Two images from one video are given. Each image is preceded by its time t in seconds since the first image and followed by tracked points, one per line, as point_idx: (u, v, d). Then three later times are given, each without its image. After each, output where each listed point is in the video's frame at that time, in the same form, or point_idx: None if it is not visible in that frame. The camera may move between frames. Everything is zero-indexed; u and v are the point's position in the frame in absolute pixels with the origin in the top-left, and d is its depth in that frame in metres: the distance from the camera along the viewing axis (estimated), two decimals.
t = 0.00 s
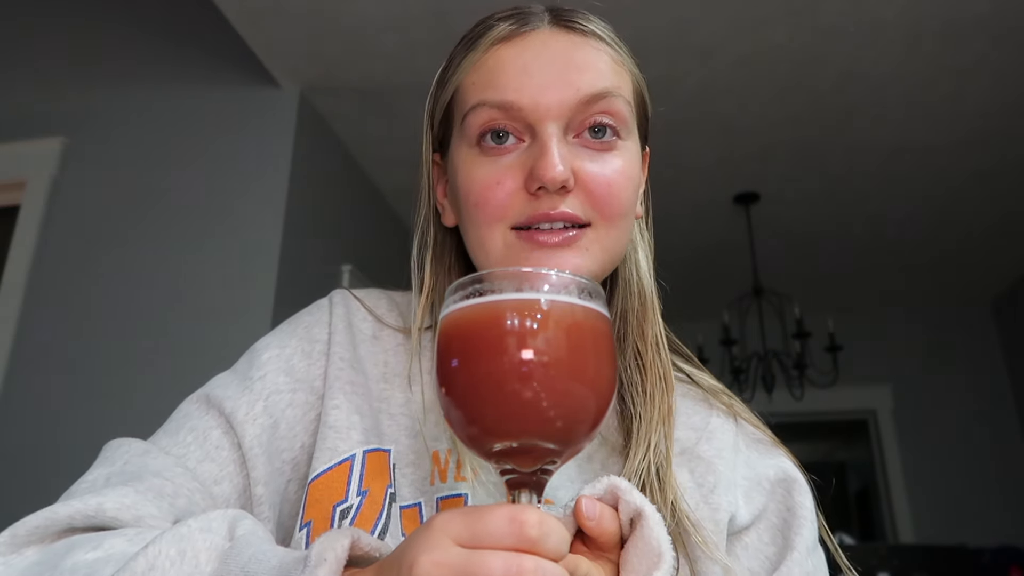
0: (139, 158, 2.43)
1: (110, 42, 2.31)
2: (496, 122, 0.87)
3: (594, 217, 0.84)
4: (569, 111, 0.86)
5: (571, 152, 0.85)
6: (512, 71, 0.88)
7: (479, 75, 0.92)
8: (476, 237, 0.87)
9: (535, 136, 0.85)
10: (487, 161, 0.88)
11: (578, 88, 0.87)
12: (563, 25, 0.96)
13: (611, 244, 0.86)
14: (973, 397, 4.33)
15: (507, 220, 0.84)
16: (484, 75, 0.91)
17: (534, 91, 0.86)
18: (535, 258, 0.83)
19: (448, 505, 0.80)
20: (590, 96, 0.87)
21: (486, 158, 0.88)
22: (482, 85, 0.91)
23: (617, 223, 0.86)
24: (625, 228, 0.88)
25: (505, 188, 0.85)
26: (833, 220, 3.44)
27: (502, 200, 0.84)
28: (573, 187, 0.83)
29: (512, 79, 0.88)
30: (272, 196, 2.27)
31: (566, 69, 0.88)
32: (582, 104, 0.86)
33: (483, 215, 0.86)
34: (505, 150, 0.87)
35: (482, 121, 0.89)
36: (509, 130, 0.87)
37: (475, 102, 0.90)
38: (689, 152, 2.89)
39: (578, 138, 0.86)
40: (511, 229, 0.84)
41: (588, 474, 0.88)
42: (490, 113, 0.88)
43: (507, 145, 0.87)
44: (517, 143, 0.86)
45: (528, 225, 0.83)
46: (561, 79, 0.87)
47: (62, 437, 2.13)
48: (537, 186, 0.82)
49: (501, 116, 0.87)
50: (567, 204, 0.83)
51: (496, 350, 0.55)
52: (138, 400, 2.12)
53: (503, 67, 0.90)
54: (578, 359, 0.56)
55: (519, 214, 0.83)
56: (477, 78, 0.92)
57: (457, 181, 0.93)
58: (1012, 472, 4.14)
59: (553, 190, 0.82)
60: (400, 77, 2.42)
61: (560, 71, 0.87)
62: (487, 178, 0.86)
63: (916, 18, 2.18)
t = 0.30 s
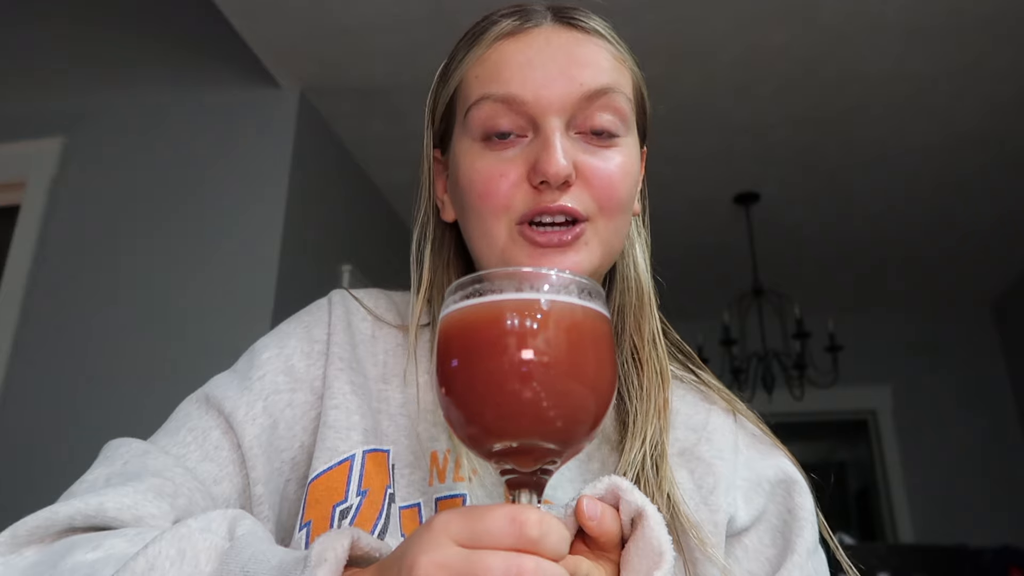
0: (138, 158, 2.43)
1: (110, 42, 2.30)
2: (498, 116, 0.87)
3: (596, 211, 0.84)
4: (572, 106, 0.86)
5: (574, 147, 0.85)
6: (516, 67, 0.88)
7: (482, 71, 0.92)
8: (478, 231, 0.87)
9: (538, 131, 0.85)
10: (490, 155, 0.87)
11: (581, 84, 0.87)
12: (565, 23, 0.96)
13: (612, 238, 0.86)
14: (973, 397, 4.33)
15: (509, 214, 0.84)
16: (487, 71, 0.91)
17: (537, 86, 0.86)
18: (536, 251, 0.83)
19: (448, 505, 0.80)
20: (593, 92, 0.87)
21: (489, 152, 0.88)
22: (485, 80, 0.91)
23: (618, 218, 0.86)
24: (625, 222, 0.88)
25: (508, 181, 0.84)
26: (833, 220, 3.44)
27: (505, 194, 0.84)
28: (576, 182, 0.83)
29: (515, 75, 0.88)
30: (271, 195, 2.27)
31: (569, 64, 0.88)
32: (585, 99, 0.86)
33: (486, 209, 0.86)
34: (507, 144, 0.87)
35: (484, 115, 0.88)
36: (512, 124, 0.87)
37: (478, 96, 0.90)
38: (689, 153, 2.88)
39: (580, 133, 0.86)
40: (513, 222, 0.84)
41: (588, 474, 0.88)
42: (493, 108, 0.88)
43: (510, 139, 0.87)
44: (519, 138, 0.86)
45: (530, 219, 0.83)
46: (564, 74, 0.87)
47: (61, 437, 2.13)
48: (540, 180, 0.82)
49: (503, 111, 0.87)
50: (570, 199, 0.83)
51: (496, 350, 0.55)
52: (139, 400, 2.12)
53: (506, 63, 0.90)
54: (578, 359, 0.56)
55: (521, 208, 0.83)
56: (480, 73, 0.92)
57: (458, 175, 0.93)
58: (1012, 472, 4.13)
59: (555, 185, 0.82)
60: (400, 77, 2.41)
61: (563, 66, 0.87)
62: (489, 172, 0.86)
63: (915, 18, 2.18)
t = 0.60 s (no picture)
0: (139, 158, 2.43)
1: (110, 42, 2.30)
2: (491, 137, 0.87)
3: (584, 239, 0.85)
4: (567, 130, 0.85)
5: (566, 174, 0.85)
6: (511, 88, 0.88)
7: (478, 88, 0.92)
8: (469, 252, 0.88)
9: (530, 156, 0.85)
10: (482, 177, 0.88)
11: (577, 108, 0.86)
12: (564, 38, 0.95)
13: (600, 264, 0.87)
14: (973, 397, 4.33)
15: (499, 240, 0.85)
16: (483, 90, 0.91)
17: (531, 109, 0.85)
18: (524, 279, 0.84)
19: (445, 507, 0.81)
20: (588, 116, 0.86)
21: (481, 174, 0.88)
22: (480, 99, 0.91)
23: (608, 245, 0.87)
24: (618, 246, 0.89)
25: (498, 206, 0.85)
26: (833, 220, 3.44)
27: (495, 218, 0.85)
28: (566, 209, 0.83)
29: (510, 96, 0.87)
30: (272, 195, 2.27)
31: (565, 86, 0.87)
32: (579, 124, 0.86)
33: (476, 232, 0.86)
34: (500, 167, 0.87)
35: (478, 135, 0.88)
36: (505, 147, 0.87)
37: (473, 116, 0.90)
38: (689, 153, 2.88)
39: (574, 158, 0.86)
40: (502, 247, 0.85)
41: (586, 478, 0.89)
42: (487, 129, 0.88)
43: (502, 162, 0.87)
44: (512, 161, 0.86)
45: (519, 245, 0.84)
46: (558, 98, 0.86)
47: (61, 437, 2.13)
48: (529, 208, 0.83)
49: (496, 134, 0.87)
50: (559, 227, 0.83)
51: (496, 350, 0.55)
52: (138, 400, 2.12)
53: (502, 83, 0.89)
54: (577, 360, 0.56)
55: (511, 234, 0.84)
56: (476, 91, 0.92)
57: (453, 193, 0.93)
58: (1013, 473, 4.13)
59: (545, 213, 0.82)
60: (399, 76, 2.41)
61: (559, 89, 0.87)
62: (481, 195, 0.87)
63: (914, 18, 2.18)
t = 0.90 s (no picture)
0: (139, 158, 2.43)
1: (110, 42, 2.30)
2: (489, 133, 0.87)
3: (586, 234, 0.85)
4: (565, 125, 0.85)
5: (566, 169, 0.85)
6: (508, 83, 0.88)
7: (475, 85, 0.92)
8: (469, 248, 0.88)
9: (529, 151, 0.85)
10: (481, 174, 0.88)
11: (574, 103, 0.86)
12: (560, 33, 0.95)
13: (602, 258, 0.87)
14: (973, 397, 4.32)
15: (500, 235, 0.85)
16: (480, 86, 0.91)
17: (529, 105, 0.85)
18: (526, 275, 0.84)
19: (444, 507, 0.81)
20: (586, 111, 0.86)
21: (480, 170, 0.88)
22: (477, 96, 0.90)
23: (609, 239, 0.87)
24: (619, 241, 0.89)
25: (498, 202, 0.85)
26: (833, 220, 3.44)
27: (495, 213, 0.85)
28: (567, 204, 0.83)
29: (507, 92, 0.87)
30: (271, 194, 2.26)
31: (563, 82, 0.87)
32: (577, 118, 0.86)
33: (476, 228, 0.86)
34: (499, 163, 0.87)
35: (476, 132, 0.88)
36: (504, 143, 0.87)
37: (470, 112, 0.90)
38: (689, 152, 2.88)
39: (573, 152, 0.86)
40: (504, 242, 0.85)
41: (586, 478, 0.88)
42: (485, 126, 0.88)
43: (502, 158, 0.87)
44: (511, 157, 0.86)
45: (521, 240, 0.84)
46: (556, 92, 0.86)
47: (61, 437, 2.13)
48: (530, 203, 0.83)
49: (494, 130, 0.87)
50: (561, 221, 0.83)
51: (496, 350, 0.55)
52: (139, 400, 2.12)
53: (499, 78, 0.89)
54: (577, 359, 0.56)
55: (511, 229, 0.84)
56: (473, 88, 0.92)
57: (451, 189, 0.93)
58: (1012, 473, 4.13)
59: (545, 208, 0.82)
60: (399, 76, 2.41)
61: (556, 84, 0.87)
62: (480, 191, 0.87)
63: (914, 18, 2.18)
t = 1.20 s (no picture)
0: (139, 158, 2.43)
1: (110, 42, 2.30)
2: (490, 120, 0.87)
3: (583, 222, 0.84)
4: (566, 115, 0.85)
5: (565, 157, 0.84)
6: (511, 72, 0.88)
7: (478, 74, 0.92)
8: (465, 235, 0.87)
9: (529, 139, 0.85)
10: (481, 161, 0.87)
11: (576, 93, 0.86)
12: (563, 27, 0.95)
13: (599, 249, 0.86)
14: (973, 397, 4.33)
15: (496, 220, 0.84)
16: (483, 75, 0.91)
17: (531, 93, 0.86)
18: (522, 260, 0.83)
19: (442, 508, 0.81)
20: (587, 101, 0.87)
21: (480, 157, 0.88)
22: (480, 84, 0.91)
23: (607, 229, 0.86)
24: (616, 233, 0.89)
25: (497, 187, 0.85)
26: (833, 220, 3.44)
27: (494, 199, 0.84)
28: (565, 191, 0.83)
29: (510, 80, 0.88)
30: (271, 195, 2.26)
31: (565, 72, 0.87)
32: (578, 108, 0.86)
33: (473, 214, 0.86)
34: (499, 150, 0.87)
35: (477, 119, 0.88)
36: (504, 130, 0.87)
37: (473, 100, 0.90)
38: (689, 153, 2.88)
39: (573, 142, 0.86)
40: (501, 227, 0.84)
41: (582, 477, 0.88)
42: (487, 113, 0.88)
43: (501, 145, 0.87)
44: (511, 144, 0.86)
45: (518, 226, 0.84)
46: (558, 82, 0.86)
47: (61, 437, 2.13)
48: (528, 188, 0.82)
49: (496, 117, 0.87)
50: (558, 208, 0.83)
51: (498, 349, 0.55)
52: (139, 401, 2.11)
53: (502, 68, 0.89)
54: (578, 359, 0.56)
55: (508, 215, 0.84)
56: (475, 77, 0.92)
57: (450, 178, 0.93)
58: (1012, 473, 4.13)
59: (544, 193, 0.82)
60: (400, 76, 2.41)
61: (559, 74, 0.87)
62: (479, 177, 0.86)
63: (914, 18, 2.18)
